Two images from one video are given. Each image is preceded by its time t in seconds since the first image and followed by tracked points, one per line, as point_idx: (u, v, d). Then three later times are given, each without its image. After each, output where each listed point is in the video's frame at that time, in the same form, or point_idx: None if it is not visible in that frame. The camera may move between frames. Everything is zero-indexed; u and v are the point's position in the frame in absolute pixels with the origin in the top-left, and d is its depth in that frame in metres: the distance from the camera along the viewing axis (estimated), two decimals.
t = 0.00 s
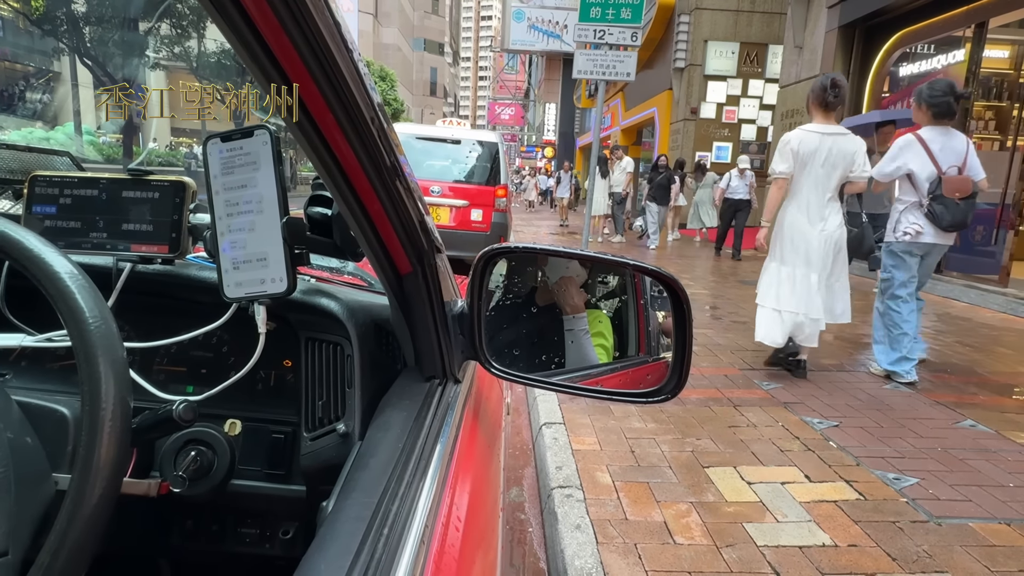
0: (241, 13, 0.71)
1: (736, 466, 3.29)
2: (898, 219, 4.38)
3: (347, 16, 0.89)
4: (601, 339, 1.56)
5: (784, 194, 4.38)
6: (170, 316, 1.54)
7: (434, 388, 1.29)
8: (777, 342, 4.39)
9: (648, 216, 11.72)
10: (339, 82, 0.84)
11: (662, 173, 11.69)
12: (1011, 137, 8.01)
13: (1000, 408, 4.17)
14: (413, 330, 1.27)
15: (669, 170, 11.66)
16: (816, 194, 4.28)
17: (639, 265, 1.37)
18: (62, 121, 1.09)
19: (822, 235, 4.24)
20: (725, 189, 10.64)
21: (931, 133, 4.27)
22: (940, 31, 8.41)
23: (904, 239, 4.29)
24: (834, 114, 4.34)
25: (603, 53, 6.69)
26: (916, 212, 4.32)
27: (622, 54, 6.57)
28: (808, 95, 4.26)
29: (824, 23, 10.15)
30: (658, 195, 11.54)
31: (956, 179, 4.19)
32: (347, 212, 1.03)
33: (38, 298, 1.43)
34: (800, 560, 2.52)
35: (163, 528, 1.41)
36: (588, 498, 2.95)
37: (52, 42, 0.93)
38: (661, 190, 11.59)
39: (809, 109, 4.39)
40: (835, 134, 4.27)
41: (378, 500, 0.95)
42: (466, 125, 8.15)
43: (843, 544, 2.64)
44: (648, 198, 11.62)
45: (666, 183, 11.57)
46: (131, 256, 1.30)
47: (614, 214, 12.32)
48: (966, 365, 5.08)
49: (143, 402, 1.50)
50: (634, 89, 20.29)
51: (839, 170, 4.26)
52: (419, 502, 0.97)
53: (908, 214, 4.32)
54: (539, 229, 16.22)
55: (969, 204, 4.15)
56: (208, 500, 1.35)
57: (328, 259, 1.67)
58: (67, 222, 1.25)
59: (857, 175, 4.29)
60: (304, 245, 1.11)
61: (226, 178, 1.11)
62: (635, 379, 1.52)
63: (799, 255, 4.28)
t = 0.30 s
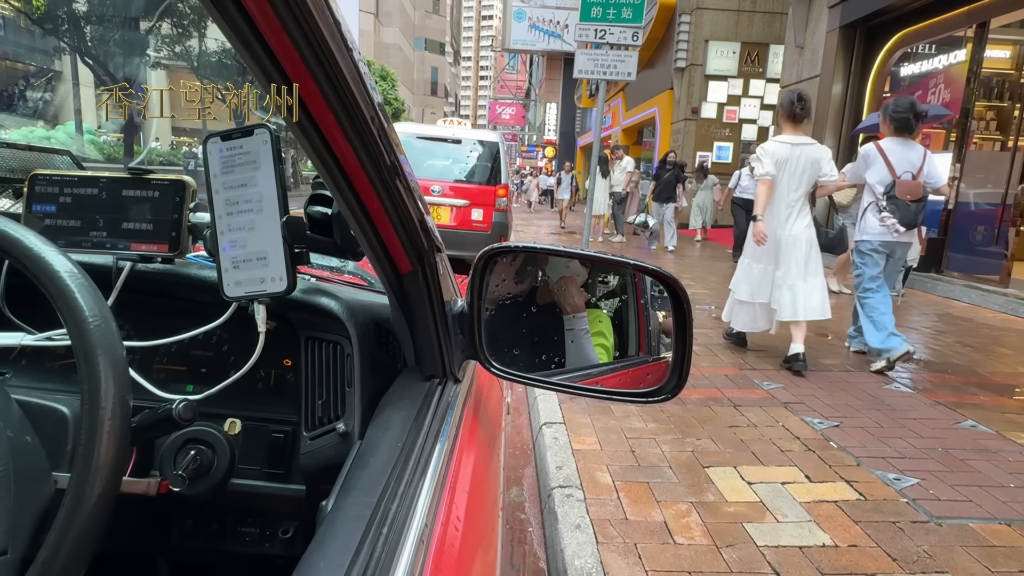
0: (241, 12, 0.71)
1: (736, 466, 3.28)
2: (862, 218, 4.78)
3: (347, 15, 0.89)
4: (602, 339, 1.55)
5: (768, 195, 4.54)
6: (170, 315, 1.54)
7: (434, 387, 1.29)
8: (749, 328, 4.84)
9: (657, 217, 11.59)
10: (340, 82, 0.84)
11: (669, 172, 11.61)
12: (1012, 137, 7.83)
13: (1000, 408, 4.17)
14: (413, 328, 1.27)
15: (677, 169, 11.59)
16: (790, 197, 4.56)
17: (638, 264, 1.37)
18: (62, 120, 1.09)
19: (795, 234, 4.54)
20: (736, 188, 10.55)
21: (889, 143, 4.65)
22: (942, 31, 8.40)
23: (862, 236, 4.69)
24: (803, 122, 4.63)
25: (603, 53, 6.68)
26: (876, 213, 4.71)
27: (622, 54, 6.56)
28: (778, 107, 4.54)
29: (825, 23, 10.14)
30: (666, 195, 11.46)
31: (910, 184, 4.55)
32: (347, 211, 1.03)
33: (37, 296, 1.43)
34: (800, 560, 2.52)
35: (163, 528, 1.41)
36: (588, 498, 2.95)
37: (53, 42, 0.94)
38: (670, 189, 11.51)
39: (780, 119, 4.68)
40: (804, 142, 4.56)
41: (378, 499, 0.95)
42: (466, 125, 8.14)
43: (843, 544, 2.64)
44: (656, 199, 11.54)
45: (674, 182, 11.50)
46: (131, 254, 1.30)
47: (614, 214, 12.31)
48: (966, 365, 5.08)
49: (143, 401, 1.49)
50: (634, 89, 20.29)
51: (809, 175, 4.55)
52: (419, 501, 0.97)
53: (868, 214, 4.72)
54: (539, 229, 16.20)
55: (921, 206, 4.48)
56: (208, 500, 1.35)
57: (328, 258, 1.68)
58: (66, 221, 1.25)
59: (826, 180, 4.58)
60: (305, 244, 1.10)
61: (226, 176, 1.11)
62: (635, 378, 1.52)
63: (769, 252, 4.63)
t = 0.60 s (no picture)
0: (251, 8, 0.70)
1: (739, 466, 3.28)
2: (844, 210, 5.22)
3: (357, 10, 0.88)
4: (607, 339, 1.53)
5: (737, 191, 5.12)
6: (176, 314, 1.54)
7: (440, 387, 1.29)
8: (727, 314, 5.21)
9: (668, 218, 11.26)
10: (348, 78, 0.83)
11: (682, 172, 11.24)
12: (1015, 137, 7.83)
13: (1003, 409, 4.16)
14: (419, 328, 1.27)
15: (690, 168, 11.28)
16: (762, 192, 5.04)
17: (645, 264, 1.37)
18: (66, 119, 1.07)
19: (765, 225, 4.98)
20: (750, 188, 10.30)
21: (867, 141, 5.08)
22: (945, 31, 8.35)
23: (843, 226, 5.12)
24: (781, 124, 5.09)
25: (606, 53, 6.67)
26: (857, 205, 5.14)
27: (625, 53, 6.55)
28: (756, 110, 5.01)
29: (828, 23, 10.12)
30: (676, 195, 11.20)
31: (887, 179, 4.99)
32: (354, 210, 1.03)
33: (42, 294, 1.43)
34: (803, 560, 2.51)
35: (169, 527, 1.41)
36: (591, 498, 2.95)
37: (56, 41, 0.94)
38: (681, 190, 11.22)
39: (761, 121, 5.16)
40: (780, 142, 5.03)
41: (386, 499, 0.95)
42: (468, 124, 8.14)
43: (846, 544, 2.63)
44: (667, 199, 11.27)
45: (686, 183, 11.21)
46: (138, 253, 1.32)
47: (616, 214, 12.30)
48: (968, 365, 5.07)
49: (149, 400, 1.50)
50: (637, 89, 20.29)
51: (782, 172, 4.99)
52: (427, 501, 0.97)
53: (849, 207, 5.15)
54: (541, 229, 16.20)
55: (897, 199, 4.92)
56: (214, 499, 1.35)
57: (334, 257, 1.68)
58: (74, 220, 1.26)
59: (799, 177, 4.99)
60: (313, 240, 1.16)
61: (233, 175, 1.10)
62: (642, 378, 1.52)
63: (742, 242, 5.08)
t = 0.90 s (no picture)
0: (256, 7, 0.70)
1: (740, 466, 3.28)
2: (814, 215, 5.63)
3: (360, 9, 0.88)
4: (610, 340, 1.50)
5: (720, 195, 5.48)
6: (179, 313, 1.55)
7: (443, 386, 1.29)
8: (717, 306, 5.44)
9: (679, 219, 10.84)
10: (353, 77, 0.83)
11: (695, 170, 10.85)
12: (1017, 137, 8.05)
13: (1005, 410, 4.15)
14: (423, 327, 1.26)
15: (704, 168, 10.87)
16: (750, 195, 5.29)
17: (649, 263, 1.37)
18: (68, 119, 1.08)
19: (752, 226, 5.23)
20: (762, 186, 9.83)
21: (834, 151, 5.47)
22: (947, 30, 8.24)
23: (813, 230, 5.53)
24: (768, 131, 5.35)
25: (607, 53, 6.66)
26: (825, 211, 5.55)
27: (626, 53, 6.54)
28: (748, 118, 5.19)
29: (830, 23, 10.13)
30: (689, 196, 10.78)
31: (848, 185, 5.36)
32: (358, 209, 1.03)
33: (46, 293, 1.43)
34: (805, 561, 2.51)
35: (172, 526, 1.41)
36: (592, 498, 2.95)
37: (58, 40, 0.95)
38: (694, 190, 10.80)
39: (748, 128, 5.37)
40: (768, 148, 5.27)
41: (390, 499, 0.95)
42: (469, 124, 8.14)
43: (848, 545, 2.63)
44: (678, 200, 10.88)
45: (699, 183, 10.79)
46: (141, 252, 1.30)
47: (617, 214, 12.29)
48: (970, 366, 5.06)
49: (153, 399, 1.50)
50: (638, 89, 20.31)
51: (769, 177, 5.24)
52: (431, 501, 0.97)
53: (818, 212, 5.56)
54: (542, 229, 16.19)
55: (861, 204, 5.31)
56: (216, 499, 1.36)
57: (336, 256, 1.69)
58: (77, 219, 1.26)
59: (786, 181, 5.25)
60: (314, 242, 1.11)
61: (237, 175, 1.11)
62: (645, 378, 1.53)
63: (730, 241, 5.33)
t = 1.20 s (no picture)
0: (261, 6, 0.71)
1: (742, 466, 3.28)
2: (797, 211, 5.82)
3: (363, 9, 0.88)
4: (612, 337, 1.51)
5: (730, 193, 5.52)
6: (182, 312, 1.55)
7: (446, 384, 1.29)
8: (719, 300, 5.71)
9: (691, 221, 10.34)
10: (357, 75, 0.83)
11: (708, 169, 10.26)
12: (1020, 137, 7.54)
13: (1007, 410, 4.15)
14: (425, 325, 1.26)
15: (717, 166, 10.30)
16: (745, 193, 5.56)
17: (652, 261, 1.36)
18: (71, 118, 1.10)
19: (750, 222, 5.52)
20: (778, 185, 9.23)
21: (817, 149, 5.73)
22: (948, 31, 8.32)
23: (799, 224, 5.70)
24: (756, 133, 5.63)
25: (608, 52, 6.64)
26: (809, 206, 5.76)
27: (627, 53, 6.53)
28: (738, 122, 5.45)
29: (831, 23, 10.14)
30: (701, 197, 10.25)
31: (830, 180, 5.59)
32: (362, 208, 1.03)
33: (49, 292, 1.44)
34: (806, 561, 2.51)
35: (175, 522, 1.42)
36: (593, 497, 2.95)
37: (60, 40, 0.95)
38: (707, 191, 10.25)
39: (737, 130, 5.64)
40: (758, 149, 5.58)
41: (394, 496, 0.95)
42: (470, 124, 8.13)
43: (850, 545, 2.63)
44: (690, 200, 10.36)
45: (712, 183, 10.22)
46: (144, 250, 1.28)
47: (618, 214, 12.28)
48: (972, 366, 5.06)
49: (157, 397, 1.50)
50: (639, 89, 20.32)
51: (762, 175, 5.55)
52: (434, 498, 0.97)
53: (803, 207, 5.74)
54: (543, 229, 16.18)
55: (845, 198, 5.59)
56: (219, 496, 1.36)
57: (338, 254, 1.69)
58: (81, 216, 1.24)
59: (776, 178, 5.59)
60: (318, 240, 1.10)
61: (240, 173, 1.10)
62: (648, 376, 1.52)
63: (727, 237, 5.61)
